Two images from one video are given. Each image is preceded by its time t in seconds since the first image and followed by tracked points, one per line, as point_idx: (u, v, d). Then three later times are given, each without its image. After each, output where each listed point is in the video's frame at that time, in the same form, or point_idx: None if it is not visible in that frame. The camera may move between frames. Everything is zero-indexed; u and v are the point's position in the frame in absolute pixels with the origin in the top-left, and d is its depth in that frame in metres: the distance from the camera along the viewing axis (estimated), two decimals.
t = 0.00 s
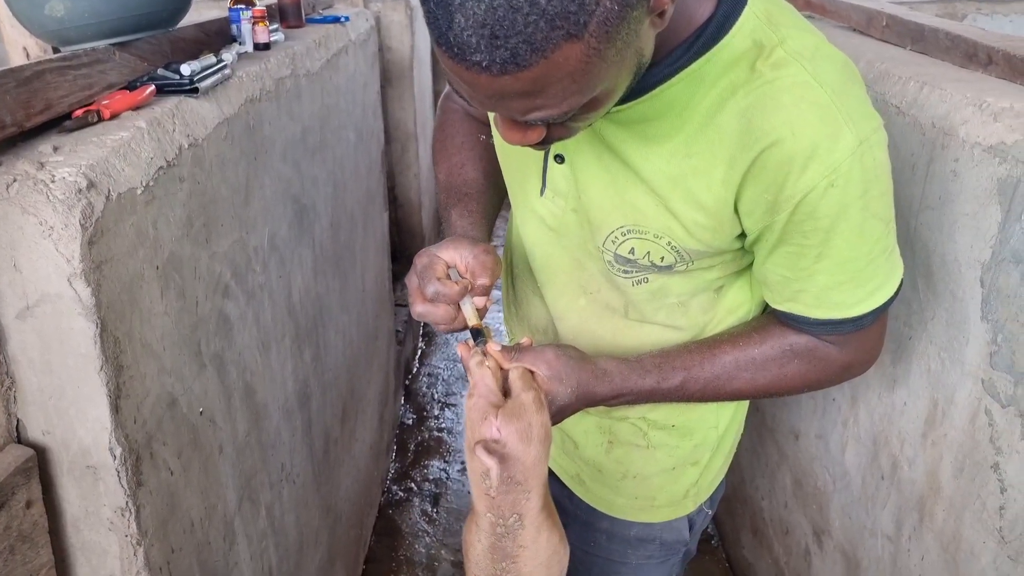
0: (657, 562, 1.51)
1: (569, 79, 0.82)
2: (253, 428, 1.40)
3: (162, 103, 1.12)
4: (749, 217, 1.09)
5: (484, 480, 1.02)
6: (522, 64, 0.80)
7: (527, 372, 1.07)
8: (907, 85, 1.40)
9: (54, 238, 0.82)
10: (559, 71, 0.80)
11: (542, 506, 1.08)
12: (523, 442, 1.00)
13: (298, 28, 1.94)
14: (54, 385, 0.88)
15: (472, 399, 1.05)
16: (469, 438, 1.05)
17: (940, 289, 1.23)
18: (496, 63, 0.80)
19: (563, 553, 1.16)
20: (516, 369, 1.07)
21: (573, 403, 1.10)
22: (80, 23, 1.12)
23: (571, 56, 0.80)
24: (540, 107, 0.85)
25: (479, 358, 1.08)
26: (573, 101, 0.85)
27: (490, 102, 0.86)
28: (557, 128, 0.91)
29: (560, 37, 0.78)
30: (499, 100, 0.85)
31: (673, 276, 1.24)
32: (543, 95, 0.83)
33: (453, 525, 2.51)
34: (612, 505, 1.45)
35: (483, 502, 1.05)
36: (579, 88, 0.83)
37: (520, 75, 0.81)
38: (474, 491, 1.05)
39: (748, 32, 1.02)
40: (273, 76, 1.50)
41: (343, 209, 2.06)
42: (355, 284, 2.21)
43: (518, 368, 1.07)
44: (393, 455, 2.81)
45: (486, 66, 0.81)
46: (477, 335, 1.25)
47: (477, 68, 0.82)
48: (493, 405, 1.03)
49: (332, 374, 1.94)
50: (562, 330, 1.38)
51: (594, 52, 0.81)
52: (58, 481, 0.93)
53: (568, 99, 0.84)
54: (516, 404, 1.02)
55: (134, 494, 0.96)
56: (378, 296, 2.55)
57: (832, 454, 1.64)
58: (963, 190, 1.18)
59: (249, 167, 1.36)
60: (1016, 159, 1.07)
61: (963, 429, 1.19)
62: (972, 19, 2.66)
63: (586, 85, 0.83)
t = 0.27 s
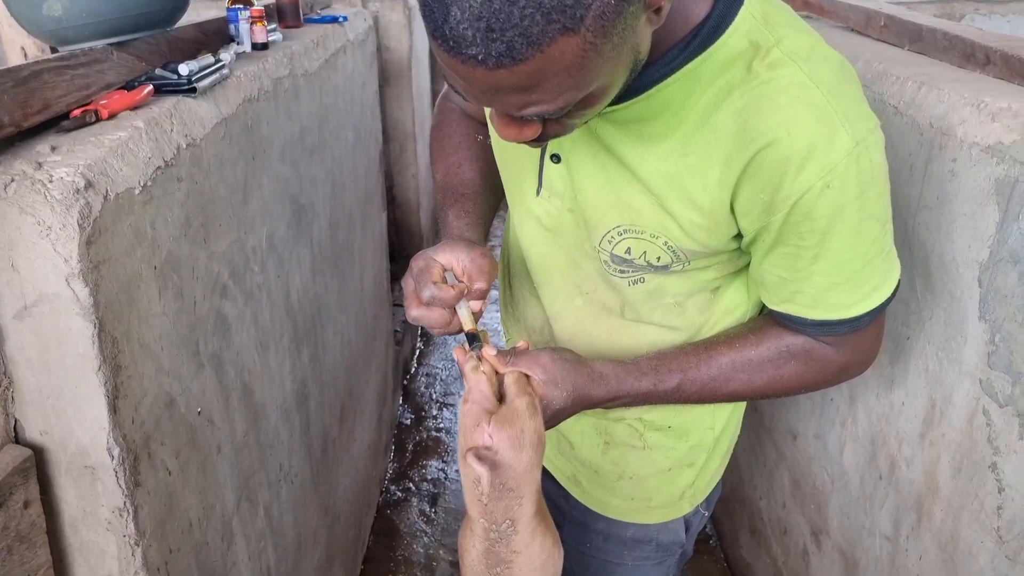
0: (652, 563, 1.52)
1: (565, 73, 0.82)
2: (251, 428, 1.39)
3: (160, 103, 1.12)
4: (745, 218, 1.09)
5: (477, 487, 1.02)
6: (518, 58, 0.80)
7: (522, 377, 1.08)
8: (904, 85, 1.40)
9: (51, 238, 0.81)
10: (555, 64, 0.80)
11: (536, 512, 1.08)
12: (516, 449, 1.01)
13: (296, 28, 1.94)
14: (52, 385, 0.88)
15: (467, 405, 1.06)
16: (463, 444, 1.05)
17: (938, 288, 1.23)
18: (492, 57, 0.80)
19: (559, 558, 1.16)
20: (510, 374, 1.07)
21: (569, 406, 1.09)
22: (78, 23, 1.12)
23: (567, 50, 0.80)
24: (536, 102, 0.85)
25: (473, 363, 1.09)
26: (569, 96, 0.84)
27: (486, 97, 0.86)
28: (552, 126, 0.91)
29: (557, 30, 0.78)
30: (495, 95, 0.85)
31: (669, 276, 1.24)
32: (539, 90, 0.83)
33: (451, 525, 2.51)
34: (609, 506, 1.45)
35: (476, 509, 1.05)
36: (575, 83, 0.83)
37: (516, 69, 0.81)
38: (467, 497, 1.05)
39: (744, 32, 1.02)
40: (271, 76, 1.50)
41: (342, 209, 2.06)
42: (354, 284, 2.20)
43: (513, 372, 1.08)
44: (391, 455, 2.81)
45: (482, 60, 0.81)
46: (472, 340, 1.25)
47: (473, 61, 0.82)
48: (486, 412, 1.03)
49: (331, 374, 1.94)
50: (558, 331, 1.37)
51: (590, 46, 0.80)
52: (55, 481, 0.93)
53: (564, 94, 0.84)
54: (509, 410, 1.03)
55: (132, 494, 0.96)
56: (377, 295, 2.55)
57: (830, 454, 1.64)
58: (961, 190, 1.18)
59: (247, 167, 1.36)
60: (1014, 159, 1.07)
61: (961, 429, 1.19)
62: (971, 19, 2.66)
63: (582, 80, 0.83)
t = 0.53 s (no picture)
0: (649, 566, 1.51)
1: (577, 37, 0.79)
2: (251, 428, 1.40)
3: (160, 103, 1.12)
4: (742, 216, 1.09)
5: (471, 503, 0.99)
6: (529, 16, 0.76)
7: (519, 388, 1.08)
8: (904, 85, 1.40)
9: (51, 238, 0.81)
10: (568, 26, 0.77)
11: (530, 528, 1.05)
12: (509, 462, 0.98)
13: (296, 28, 1.94)
14: (52, 385, 0.88)
15: (462, 417, 1.05)
16: (457, 457, 1.03)
17: (938, 289, 1.23)
18: (502, 15, 0.77)
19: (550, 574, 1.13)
20: (507, 385, 1.07)
21: (567, 416, 1.10)
22: (78, 23, 1.12)
23: (580, 11, 0.77)
24: (544, 69, 0.81)
25: (470, 377, 1.08)
26: (578, 62, 0.81)
27: (492, 62, 0.82)
28: (557, 98, 0.88)
29: None
30: (502, 59, 0.81)
31: (666, 273, 1.23)
32: (548, 54, 0.80)
33: (451, 525, 2.51)
34: (605, 509, 1.45)
35: (468, 525, 1.01)
36: (586, 48, 0.80)
37: (527, 29, 0.77)
38: (458, 510, 1.02)
39: (743, 28, 1.03)
40: (271, 76, 1.50)
41: (341, 209, 2.06)
42: (354, 284, 2.20)
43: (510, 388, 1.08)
44: (391, 455, 2.81)
45: (491, 18, 0.77)
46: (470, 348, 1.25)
47: (481, 20, 0.78)
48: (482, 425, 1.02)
49: (331, 374, 1.94)
50: (553, 331, 1.38)
51: (603, 9, 0.78)
52: (55, 481, 0.93)
53: (574, 60, 0.81)
54: (504, 424, 1.02)
55: (132, 494, 0.96)
56: (377, 296, 2.55)
57: (830, 454, 1.64)
58: (961, 191, 1.18)
59: (247, 167, 1.36)
60: (1014, 159, 1.07)
61: (961, 429, 1.19)
62: (971, 19, 2.66)
63: (592, 45, 0.80)
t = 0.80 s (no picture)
0: (640, 572, 1.49)
1: None
2: (252, 428, 1.40)
3: (160, 103, 1.12)
4: (741, 206, 1.08)
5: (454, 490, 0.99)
6: None
7: (514, 387, 1.09)
8: (904, 85, 1.40)
9: (51, 238, 0.81)
10: None
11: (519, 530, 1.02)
12: (493, 452, 0.99)
13: (296, 28, 1.94)
14: (52, 385, 0.88)
15: (455, 409, 1.07)
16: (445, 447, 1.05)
17: (938, 289, 1.23)
18: None
19: None
20: (501, 383, 1.09)
21: (562, 416, 1.11)
22: (78, 23, 1.12)
23: None
24: (563, 10, 0.73)
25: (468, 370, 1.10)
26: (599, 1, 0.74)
27: None
28: (570, 45, 0.80)
29: None
30: None
31: (660, 262, 1.22)
32: None
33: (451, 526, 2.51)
34: (593, 514, 1.43)
35: (450, 515, 1.01)
36: None
37: None
38: (443, 498, 1.01)
39: (750, 13, 1.01)
40: (271, 76, 1.50)
41: (341, 210, 2.06)
42: (354, 284, 2.20)
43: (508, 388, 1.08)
44: (391, 456, 2.81)
45: None
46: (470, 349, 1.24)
47: None
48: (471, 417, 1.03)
49: (331, 374, 1.95)
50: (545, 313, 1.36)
51: None
52: (55, 481, 0.93)
53: None
54: (492, 417, 1.03)
55: (133, 494, 0.96)
56: (377, 296, 2.55)
57: (829, 453, 1.64)
58: (960, 191, 1.18)
59: (247, 167, 1.36)
60: (1014, 159, 1.07)
61: (960, 429, 1.19)
62: (971, 19, 2.66)
63: None
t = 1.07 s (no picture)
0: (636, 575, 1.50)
1: None
2: (249, 427, 1.39)
3: (157, 101, 1.12)
4: (746, 198, 1.07)
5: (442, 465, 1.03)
6: None
7: (506, 372, 1.07)
8: (904, 83, 1.40)
9: (47, 237, 0.81)
10: None
11: (502, 511, 1.07)
12: (483, 431, 1.02)
13: (294, 26, 1.94)
14: (49, 384, 0.88)
15: (448, 386, 1.08)
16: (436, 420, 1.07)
17: (938, 288, 1.23)
18: None
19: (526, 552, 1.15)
20: (494, 368, 1.07)
21: (553, 404, 1.09)
22: (75, 20, 1.12)
23: None
24: None
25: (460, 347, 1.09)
26: None
27: None
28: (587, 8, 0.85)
29: None
30: None
31: (662, 258, 1.19)
32: None
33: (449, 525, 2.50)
34: (587, 518, 1.43)
35: (435, 486, 1.05)
36: None
37: None
38: (428, 471, 1.05)
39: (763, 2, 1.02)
40: (269, 75, 1.50)
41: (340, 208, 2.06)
42: (352, 283, 2.20)
43: (503, 372, 1.08)
44: (389, 455, 2.81)
45: None
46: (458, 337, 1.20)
47: None
48: (463, 396, 1.05)
49: (329, 373, 1.94)
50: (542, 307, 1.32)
51: None
52: (52, 481, 0.93)
53: None
54: (486, 398, 1.04)
55: (129, 494, 0.95)
56: (375, 295, 2.54)
57: (829, 453, 1.64)
58: (960, 189, 1.18)
59: (245, 165, 1.36)
60: (1014, 158, 1.06)
61: (961, 428, 1.19)
62: (970, 18, 2.66)
63: None
